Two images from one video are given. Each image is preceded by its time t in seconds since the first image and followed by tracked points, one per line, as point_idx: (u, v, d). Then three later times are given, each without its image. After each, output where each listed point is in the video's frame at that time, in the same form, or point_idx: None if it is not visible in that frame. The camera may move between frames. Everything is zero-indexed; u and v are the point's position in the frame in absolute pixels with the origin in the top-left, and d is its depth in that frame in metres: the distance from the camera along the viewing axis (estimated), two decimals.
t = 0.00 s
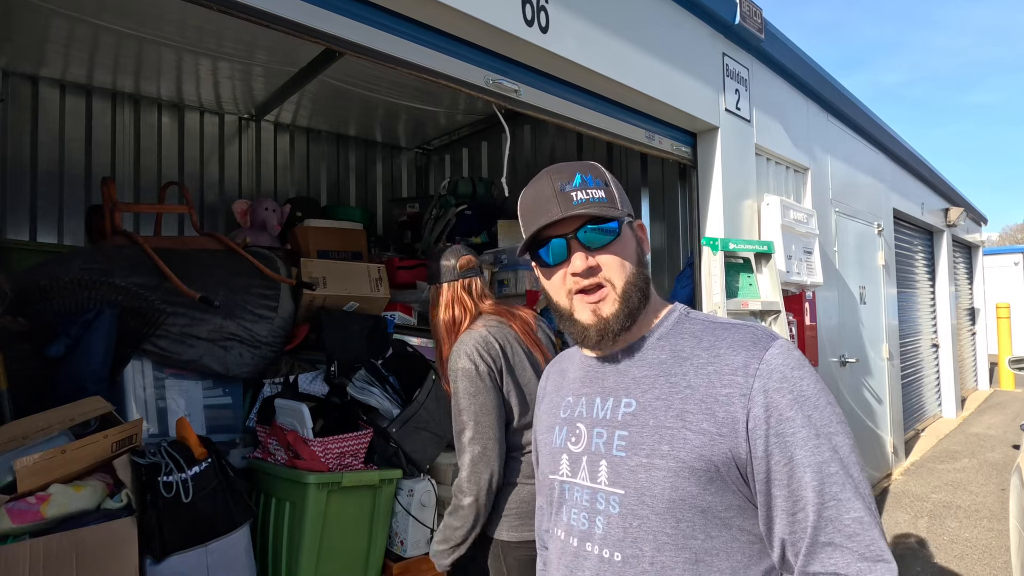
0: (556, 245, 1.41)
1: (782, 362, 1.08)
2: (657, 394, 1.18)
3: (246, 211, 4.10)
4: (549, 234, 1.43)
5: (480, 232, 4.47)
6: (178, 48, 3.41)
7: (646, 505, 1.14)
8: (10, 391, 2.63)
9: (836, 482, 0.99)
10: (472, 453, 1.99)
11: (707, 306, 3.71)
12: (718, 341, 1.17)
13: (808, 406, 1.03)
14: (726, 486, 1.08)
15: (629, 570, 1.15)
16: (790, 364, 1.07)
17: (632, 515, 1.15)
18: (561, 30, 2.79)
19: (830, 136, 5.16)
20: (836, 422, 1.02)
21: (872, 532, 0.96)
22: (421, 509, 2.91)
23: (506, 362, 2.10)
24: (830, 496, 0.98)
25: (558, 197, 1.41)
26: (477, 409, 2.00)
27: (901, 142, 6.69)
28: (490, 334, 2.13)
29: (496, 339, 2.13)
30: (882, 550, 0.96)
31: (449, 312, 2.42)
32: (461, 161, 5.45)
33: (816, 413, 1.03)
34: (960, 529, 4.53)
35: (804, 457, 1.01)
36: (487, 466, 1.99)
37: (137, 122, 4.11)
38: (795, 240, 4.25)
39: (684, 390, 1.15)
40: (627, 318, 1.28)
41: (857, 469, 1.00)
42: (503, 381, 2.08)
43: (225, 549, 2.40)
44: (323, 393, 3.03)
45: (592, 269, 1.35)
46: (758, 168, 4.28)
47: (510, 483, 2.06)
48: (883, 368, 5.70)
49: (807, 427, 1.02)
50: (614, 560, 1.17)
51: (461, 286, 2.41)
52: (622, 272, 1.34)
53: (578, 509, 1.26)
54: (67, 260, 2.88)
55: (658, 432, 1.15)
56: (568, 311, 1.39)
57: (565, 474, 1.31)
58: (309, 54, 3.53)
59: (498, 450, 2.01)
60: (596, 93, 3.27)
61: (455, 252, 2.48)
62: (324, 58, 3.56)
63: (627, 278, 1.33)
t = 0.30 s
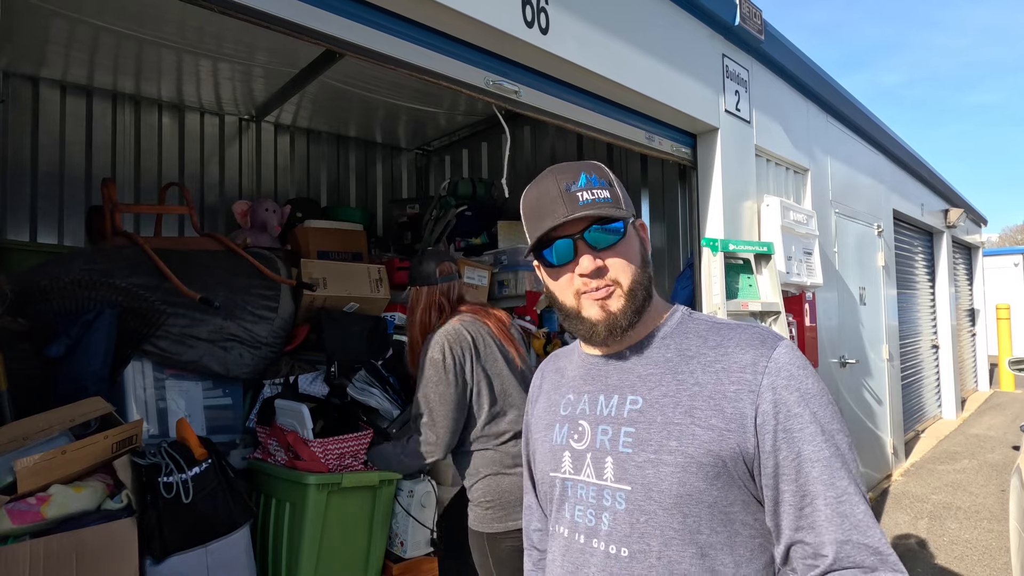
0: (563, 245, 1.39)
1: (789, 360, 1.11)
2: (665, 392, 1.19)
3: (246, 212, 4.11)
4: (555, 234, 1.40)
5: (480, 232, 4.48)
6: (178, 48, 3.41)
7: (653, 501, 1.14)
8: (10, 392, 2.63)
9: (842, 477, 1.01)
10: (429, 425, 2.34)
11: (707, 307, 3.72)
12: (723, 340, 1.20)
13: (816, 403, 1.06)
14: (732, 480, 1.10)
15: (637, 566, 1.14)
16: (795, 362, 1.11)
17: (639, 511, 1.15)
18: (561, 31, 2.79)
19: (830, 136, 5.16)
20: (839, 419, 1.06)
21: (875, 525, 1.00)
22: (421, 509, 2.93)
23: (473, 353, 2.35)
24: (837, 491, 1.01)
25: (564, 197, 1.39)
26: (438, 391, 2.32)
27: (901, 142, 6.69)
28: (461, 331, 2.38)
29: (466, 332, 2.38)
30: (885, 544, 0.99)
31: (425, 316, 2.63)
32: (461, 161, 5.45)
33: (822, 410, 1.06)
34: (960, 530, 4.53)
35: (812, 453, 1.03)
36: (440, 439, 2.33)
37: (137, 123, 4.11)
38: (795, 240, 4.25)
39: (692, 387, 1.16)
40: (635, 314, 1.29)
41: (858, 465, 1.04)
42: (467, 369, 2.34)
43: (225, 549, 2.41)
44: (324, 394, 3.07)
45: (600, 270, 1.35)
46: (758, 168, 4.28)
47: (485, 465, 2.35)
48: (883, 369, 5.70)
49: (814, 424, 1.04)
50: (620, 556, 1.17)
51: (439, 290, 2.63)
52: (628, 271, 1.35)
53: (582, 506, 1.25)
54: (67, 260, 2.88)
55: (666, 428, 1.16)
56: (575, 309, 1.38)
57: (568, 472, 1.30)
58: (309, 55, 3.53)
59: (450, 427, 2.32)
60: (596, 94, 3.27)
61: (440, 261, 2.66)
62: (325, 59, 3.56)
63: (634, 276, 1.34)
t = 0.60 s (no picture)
0: (557, 252, 1.35)
1: (774, 364, 1.08)
2: (654, 393, 1.19)
3: (246, 211, 4.11)
4: (549, 240, 1.36)
5: (480, 232, 4.47)
6: (178, 48, 3.41)
7: (640, 502, 1.15)
8: (10, 392, 2.63)
9: (818, 485, 1.00)
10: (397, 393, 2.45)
11: (706, 307, 3.71)
12: (713, 341, 1.19)
13: (796, 409, 1.03)
14: (716, 481, 1.10)
15: (627, 566, 1.16)
16: (778, 366, 1.08)
17: (628, 510, 1.16)
18: (561, 30, 2.79)
19: (830, 136, 5.15)
20: (823, 426, 1.03)
21: (850, 538, 0.98)
22: (421, 509, 2.94)
23: (451, 333, 2.47)
24: (811, 499, 1.00)
25: (558, 203, 1.34)
26: (411, 363, 2.44)
27: (901, 142, 6.69)
28: (443, 313, 2.48)
29: (446, 313, 2.49)
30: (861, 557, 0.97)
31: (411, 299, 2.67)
32: (461, 161, 5.45)
33: (803, 417, 1.03)
34: (960, 529, 4.53)
35: (788, 458, 1.02)
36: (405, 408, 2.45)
37: (137, 123, 4.11)
38: (795, 240, 4.25)
39: (680, 389, 1.16)
40: (632, 317, 1.28)
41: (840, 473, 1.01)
42: (444, 348, 2.46)
43: (225, 549, 2.41)
44: (323, 393, 3.06)
45: (596, 275, 1.32)
46: (758, 168, 4.28)
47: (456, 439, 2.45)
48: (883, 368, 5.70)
49: (790, 429, 1.03)
50: (614, 553, 1.18)
51: (426, 277, 2.64)
52: (626, 274, 1.32)
53: (579, 505, 1.26)
54: (67, 260, 2.88)
55: (652, 430, 1.16)
56: (572, 314, 1.36)
57: (565, 471, 1.30)
58: (309, 55, 3.53)
59: (417, 398, 2.45)
60: (596, 93, 3.27)
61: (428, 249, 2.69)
62: (324, 58, 3.56)
63: (631, 279, 1.31)
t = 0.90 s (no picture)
0: (552, 257, 1.33)
1: (762, 372, 1.06)
2: (640, 398, 1.18)
3: (246, 212, 4.11)
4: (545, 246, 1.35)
5: (480, 232, 4.48)
6: (178, 48, 3.42)
7: (623, 506, 1.15)
8: (10, 392, 2.63)
9: (810, 497, 0.97)
10: (392, 367, 2.67)
11: (706, 307, 3.71)
12: (701, 347, 1.16)
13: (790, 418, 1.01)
14: (698, 491, 1.08)
15: (608, 567, 1.16)
16: (766, 375, 1.06)
17: (611, 514, 1.17)
18: (561, 31, 2.79)
19: (830, 136, 5.16)
20: (813, 436, 1.01)
21: (844, 552, 0.94)
22: (421, 509, 2.95)
23: (438, 311, 2.74)
24: (805, 511, 0.97)
25: (553, 208, 1.33)
26: (404, 337, 2.67)
27: (901, 142, 6.69)
28: (432, 294, 2.75)
29: (432, 293, 2.76)
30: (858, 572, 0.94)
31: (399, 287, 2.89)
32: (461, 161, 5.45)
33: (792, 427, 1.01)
34: (960, 530, 4.53)
35: (778, 469, 0.99)
36: (403, 382, 2.66)
37: (137, 123, 4.12)
38: (795, 240, 4.25)
39: (664, 396, 1.15)
40: (625, 326, 1.27)
41: (833, 486, 0.98)
42: (432, 324, 2.73)
43: (224, 550, 2.40)
44: (324, 394, 3.06)
45: (590, 282, 1.30)
46: (758, 168, 4.28)
47: (445, 410, 2.68)
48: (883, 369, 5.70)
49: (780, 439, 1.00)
50: (596, 555, 1.18)
51: (415, 267, 2.86)
52: (621, 282, 1.30)
53: (570, 505, 1.26)
54: (67, 260, 2.88)
55: (637, 436, 1.16)
56: (567, 320, 1.37)
57: (559, 470, 1.31)
58: (309, 55, 3.53)
59: (413, 371, 2.67)
60: (596, 94, 3.27)
61: (416, 242, 2.92)
62: (325, 58, 3.56)
63: (627, 287, 1.30)
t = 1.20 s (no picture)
0: (554, 252, 1.34)
1: (760, 374, 1.06)
2: (638, 397, 1.18)
3: (246, 211, 4.11)
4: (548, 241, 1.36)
5: (480, 232, 4.48)
6: (178, 48, 3.42)
7: (617, 504, 1.15)
8: (10, 392, 2.63)
9: (799, 502, 0.97)
10: (393, 358, 2.64)
11: (706, 307, 3.71)
12: (701, 347, 1.16)
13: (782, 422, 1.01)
14: (690, 490, 1.08)
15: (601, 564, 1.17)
16: (764, 377, 1.05)
17: (605, 511, 1.17)
18: (561, 31, 2.79)
19: (830, 136, 5.16)
20: (807, 443, 1.01)
21: (829, 560, 0.95)
22: (421, 509, 2.95)
23: (433, 302, 2.75)
24: (792, 516, 0.97)
25: (557, 203, 1.33)
26: (402, 328, 2.67)
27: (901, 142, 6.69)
28: (426, 287, 2.76)
29: (426, 285, 2.76)
30: None
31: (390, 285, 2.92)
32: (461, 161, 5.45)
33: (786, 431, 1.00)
34: (960, 530, 4.53)
35: (768, 472, 1.00)
36: (407, 373, 2.63)
37: (137, 123, 4.11)
38: (795, 240, 4.25)
39: (662, 394, 1.15)
40: (626, 322, 1.27)
41: (821, 494, 0.99)
42: (428, 315, 2.74)
43: (224, 549, 2.40)
44: (323, 393, 3.06)
45: (591, 277, 1.31)
46: (758, 168, 4.28)
47: (440, 401, 2.70)
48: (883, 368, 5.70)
49: (773, 444, 1.00)
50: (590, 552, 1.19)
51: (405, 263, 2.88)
52: (622, 278, 1.30)
53: (567, 501, 1.27)
54: (67, 260, 2.88)
55: (633, 434, 1.15)
56: (568, 314, 1.37)
57: (557, 466, 1.32)
58: (309, 55, 3.53)
59: (417, 362, 2.65)
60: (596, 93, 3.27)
61: (405, 241, 2.93)
62: (325, 58, 3.56)
63: (628, 283, 1.30)
